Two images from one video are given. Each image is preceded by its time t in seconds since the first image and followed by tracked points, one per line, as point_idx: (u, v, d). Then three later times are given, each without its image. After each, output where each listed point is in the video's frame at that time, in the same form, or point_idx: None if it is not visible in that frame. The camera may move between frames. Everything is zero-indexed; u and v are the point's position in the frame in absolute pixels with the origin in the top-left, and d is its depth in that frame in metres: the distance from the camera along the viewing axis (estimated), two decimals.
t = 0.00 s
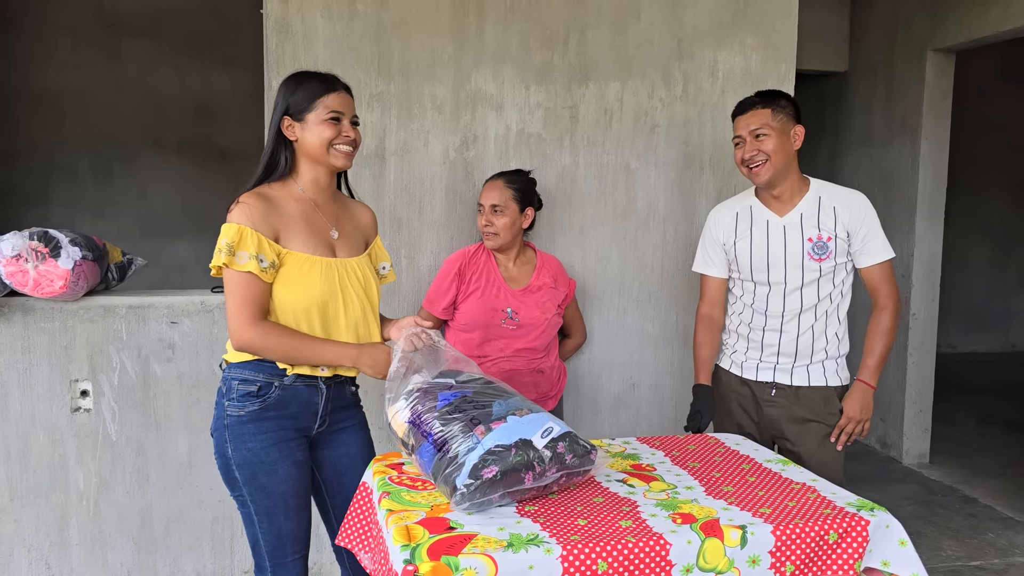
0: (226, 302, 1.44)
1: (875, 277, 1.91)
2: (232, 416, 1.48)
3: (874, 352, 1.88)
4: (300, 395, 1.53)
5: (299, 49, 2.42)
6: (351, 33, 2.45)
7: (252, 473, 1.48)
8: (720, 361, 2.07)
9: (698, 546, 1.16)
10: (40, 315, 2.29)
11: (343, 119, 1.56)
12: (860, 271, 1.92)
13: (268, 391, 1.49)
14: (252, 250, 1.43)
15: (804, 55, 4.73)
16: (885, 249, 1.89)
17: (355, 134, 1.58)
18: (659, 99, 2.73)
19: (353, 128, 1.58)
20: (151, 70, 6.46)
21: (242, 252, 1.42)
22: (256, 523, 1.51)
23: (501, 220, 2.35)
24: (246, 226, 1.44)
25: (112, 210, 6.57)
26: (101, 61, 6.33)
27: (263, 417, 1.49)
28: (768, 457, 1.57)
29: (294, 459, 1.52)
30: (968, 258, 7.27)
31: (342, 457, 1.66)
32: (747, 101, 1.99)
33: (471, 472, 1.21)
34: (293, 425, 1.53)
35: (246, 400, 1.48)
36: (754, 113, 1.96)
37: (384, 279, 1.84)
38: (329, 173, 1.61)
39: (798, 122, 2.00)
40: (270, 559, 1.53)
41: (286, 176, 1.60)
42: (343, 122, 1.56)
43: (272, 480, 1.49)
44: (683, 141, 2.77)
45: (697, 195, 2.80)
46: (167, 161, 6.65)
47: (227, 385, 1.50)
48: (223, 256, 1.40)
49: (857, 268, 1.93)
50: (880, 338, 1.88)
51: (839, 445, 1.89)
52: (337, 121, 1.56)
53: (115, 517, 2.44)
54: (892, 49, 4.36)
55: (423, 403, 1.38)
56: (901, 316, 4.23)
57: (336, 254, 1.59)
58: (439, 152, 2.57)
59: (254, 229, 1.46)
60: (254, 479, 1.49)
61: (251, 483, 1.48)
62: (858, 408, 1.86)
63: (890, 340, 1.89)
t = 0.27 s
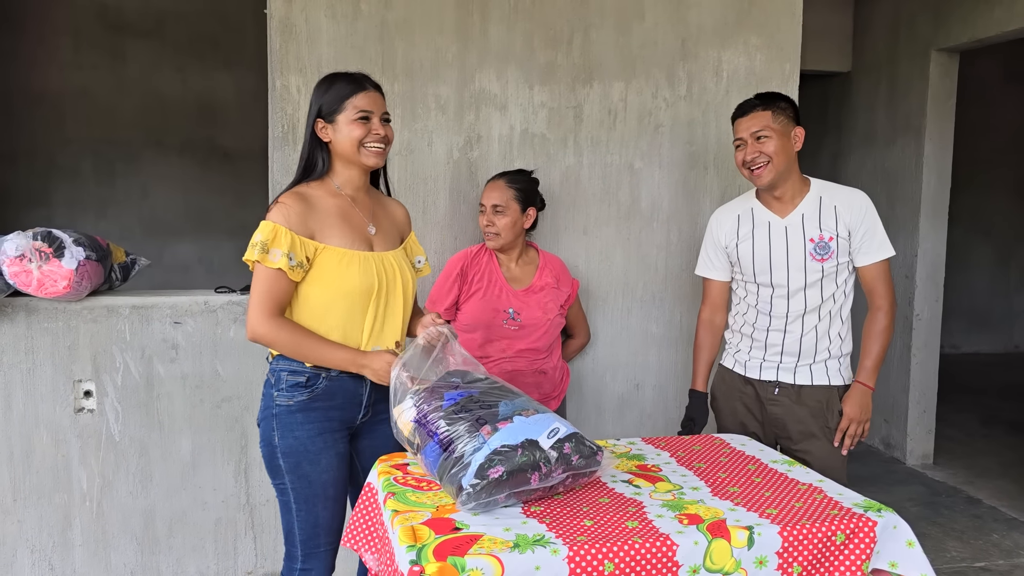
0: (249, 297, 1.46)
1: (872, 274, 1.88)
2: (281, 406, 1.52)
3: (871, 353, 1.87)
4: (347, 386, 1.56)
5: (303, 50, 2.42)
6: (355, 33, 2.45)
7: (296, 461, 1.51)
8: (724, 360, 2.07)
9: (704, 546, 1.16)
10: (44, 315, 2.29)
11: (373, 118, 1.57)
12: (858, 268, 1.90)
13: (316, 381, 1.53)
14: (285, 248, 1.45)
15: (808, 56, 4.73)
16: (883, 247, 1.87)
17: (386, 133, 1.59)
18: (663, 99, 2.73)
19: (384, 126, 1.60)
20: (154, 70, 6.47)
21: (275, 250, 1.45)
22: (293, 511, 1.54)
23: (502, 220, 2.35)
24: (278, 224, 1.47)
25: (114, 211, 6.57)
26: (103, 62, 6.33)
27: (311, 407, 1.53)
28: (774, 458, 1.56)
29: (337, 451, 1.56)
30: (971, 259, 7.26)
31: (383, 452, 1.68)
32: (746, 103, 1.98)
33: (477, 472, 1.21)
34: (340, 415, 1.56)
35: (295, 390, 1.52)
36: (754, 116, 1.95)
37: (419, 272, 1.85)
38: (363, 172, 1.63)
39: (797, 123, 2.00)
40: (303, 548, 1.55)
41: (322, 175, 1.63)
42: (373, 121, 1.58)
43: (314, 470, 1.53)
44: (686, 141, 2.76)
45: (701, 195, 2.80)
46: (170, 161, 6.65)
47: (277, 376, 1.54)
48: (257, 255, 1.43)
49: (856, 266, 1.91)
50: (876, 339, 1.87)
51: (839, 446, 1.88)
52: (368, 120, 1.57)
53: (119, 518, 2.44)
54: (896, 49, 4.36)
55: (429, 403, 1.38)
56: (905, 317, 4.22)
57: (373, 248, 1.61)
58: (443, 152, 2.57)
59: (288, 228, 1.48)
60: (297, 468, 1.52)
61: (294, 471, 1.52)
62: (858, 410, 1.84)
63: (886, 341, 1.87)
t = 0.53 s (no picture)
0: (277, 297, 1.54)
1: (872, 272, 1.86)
2: (304, 399, 1.62)
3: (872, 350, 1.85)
4: (367, 383, 1.63)
5: (305, 49, 2.42)
6: (357, 33, 2.45)
7: (314, 452, 1.61)
8: (722, 358, 2.07)
9: (708, 547, 1.15)
10: (45, 315, 2.29)
11: (397, 121, 1.63)
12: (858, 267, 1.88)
13: (336, 377, 1.61)
14: (311, 248, 1.54)
15: (810, 56, 4.72)
16: (882, 246, 1.84)
17: (410, 136, 1.65)
18: (666, 99, 2.73)
19: (409, 129, 1.65)
20: (155, 70, 6.47)
21: (302, 250, 1.53)
22: (310, 501, 1.63)
23: (502, 219, 2.35)
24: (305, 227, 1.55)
25: (116, 211, 6.57)
26: (105, 62, 6.34)
27: (331, 401, 1.62)
28: (777, 458, 1.56)
29: (353, 444, 1.64)
30: (973, 259, 7.25)
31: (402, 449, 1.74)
32: (746, 104, 1.97)
33: (480, 473, 1.21)
34: (360, 410, 1.64)
35: (316, 385, 1.61)
36: (754, 116, 1.94)
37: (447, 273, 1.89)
38: (390, 174, 1.70)
39: (797, 123, 1.99)
40: (318, 538, 1.63)
41: (353, 178, 1.71)
42: (398, 124, 1.64)
43: (330, 461, 1.62)
44: (689, 141, 2.76)
45: (703, 195, 2.79)
46: (171, 162, 6.66)
47: (302, 371, 1.64)
48: (286, 255, 1.52)
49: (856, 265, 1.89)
50: (879, 336, 1.84)
51: (838, 441, 1.86)
52: (392, 123, 1.63)
53: (120, 519, 2.43)
54: (898, 49, 4.36)
55: (431, 403, 1.38)
56: (907, 317, 4.22)
57: (398, 248, 1.67)
58: (445, 152, 2.57)
59: (315, 229, 1.57)
60: (314, 458, 1.62)
61: (311, 461, 1.62)
62: (860, 405, 1.83)
63: (890, 338, 1.85)
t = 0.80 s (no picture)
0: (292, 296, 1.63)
1: (868, 277, 1.84)
2: (314, 394, 1.66)
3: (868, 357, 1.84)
4: (374, 377, 1.65)
5: (306, 49, 2.42)
6: (358, 33, 2.45)
7: (319, 446, 1.62)
8: (722, 358, 2.07)
9: (709, 548, 1.15)
10: (46, 316, 2.29)
11: (400, 130, 1.64)
12: (855, 271, 1.86)
13: (344, 372, 1.65)
14: (313, 252, 1.59)
15: (811, 57, 4.72)
16: (880, 250, 1.82)
17: (413, 144, 1.66)
18: (667, 100, 2.72)
19: (412, 138, 1.66)
20: (157, 71, 6.47)
21: (305, 254, 1.59)
22: (316, 495, 1.64)
23: (501, 221, 2.36)
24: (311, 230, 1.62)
25: (116, 212, 6.57)
26: (106, 63, 6.34)
27: (338, 394, 1.63)
28: (778, 459, 1.56)
29: (359, 439, 1.64)
30: (974, 261, 7.24)
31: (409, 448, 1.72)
32: (754, 102, 1.97)
33: (481, 473, 1.21)
34: (367, 405, 1.65)
35: (325, 379, 1.65)
36: (761, 115, 1.95)
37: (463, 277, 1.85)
38: (400, 182, 1.71)
39: (803, 125, 1.98)
40: (324, 532, 1.63)
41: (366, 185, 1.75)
42: (401, 132, 1.65)
43: (335, 454, 1.62)
44: (690, 142, 2.76)
45: (704, 196, 2.79)
46: (172, 162, 6.66)
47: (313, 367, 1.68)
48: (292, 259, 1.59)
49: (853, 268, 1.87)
50: (873, 342, 1.84)
51: (835, 450, 1.86)
52: (395, 132, 1.65)
53: (121, 520, 2.43)
54: (899, 50, 4.35)
55: (432, 403, 1.38)
56: (908, 318, 4.21)
57: (404, 253, 1.68)
58: (446, 153, 2.57)
59: (320, 234, 1.62)
60: (320, 451, 1.62)
61: (317, 455, 1.62)
62: (854, 413, 1.82)
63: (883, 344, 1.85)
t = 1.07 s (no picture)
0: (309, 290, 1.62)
1: (865, 282, 1.83)
2: (316, 392, 1.66)
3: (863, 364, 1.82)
4: (375, 376, 1.65)
5: (306, 50, 2.42)
6: (358, 34, 2.45)
7: (321, 444, 1.63)
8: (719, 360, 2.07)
9: (709, 548, 1.15)
10: (47, 317, 2.30)
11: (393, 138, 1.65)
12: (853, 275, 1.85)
13: (346, 370, 1.65)
14: (324, 243, 1.59)
15: (812, 57, 4.72)
16: (879, 255, 1.81)
17: (408, 152, 1.66)
18: (667, 100, 2.72)
19: (406, 145, 1.66)
20: (157, 72, 6.48)
21: (316, 245, 1.59)
22: (319, 493, 1.64)
23: (503, 221, 2.36)
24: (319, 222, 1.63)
25: (117, 212, 6.58)
26: (107, 63, 6.35)
27: (340, 393, 1.63)
28: (778, 459, 1.56)
29: (361, 437, 1.64)
30: (975, 261, 7.24)
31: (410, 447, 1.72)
32: (759, 101, 1.95)
33: (481, 474, 1.20)
34: (368, 404, 1.65)
35: (327, 378, 1.65)
36: (765, 115, 1.92)
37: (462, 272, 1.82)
38: (399, 185, 1.71)
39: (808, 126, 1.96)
40: (326, 530, 1.63)
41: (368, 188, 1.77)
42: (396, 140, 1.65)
43: (337, 452, 1.62)
44: (690, 142, 2.76)
45: (705, 196, 2.79)
46: (173, 163, 6.66)
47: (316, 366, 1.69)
48: (302, 250, 1.60)
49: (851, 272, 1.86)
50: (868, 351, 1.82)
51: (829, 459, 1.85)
52: (389, 140, 1.66)
53: (121, 520, 2.43)
54: (899, 50, 4.35)
55: (432, 403, 1.38)
56: (909, 319, 4.21)
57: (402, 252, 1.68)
58: (446, 153, 2.57)
59: (329, 227, 1.62)
60: (322, 449, 1.63)
61: (319, 452, 1.63)
62: (849, 422, 1.80)
63: (879, 351, 1.83)
